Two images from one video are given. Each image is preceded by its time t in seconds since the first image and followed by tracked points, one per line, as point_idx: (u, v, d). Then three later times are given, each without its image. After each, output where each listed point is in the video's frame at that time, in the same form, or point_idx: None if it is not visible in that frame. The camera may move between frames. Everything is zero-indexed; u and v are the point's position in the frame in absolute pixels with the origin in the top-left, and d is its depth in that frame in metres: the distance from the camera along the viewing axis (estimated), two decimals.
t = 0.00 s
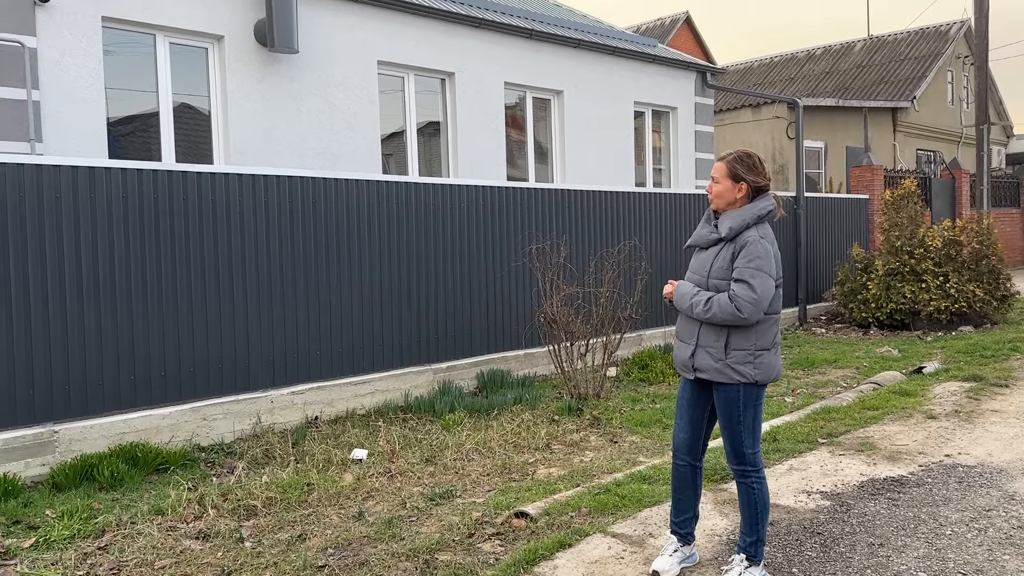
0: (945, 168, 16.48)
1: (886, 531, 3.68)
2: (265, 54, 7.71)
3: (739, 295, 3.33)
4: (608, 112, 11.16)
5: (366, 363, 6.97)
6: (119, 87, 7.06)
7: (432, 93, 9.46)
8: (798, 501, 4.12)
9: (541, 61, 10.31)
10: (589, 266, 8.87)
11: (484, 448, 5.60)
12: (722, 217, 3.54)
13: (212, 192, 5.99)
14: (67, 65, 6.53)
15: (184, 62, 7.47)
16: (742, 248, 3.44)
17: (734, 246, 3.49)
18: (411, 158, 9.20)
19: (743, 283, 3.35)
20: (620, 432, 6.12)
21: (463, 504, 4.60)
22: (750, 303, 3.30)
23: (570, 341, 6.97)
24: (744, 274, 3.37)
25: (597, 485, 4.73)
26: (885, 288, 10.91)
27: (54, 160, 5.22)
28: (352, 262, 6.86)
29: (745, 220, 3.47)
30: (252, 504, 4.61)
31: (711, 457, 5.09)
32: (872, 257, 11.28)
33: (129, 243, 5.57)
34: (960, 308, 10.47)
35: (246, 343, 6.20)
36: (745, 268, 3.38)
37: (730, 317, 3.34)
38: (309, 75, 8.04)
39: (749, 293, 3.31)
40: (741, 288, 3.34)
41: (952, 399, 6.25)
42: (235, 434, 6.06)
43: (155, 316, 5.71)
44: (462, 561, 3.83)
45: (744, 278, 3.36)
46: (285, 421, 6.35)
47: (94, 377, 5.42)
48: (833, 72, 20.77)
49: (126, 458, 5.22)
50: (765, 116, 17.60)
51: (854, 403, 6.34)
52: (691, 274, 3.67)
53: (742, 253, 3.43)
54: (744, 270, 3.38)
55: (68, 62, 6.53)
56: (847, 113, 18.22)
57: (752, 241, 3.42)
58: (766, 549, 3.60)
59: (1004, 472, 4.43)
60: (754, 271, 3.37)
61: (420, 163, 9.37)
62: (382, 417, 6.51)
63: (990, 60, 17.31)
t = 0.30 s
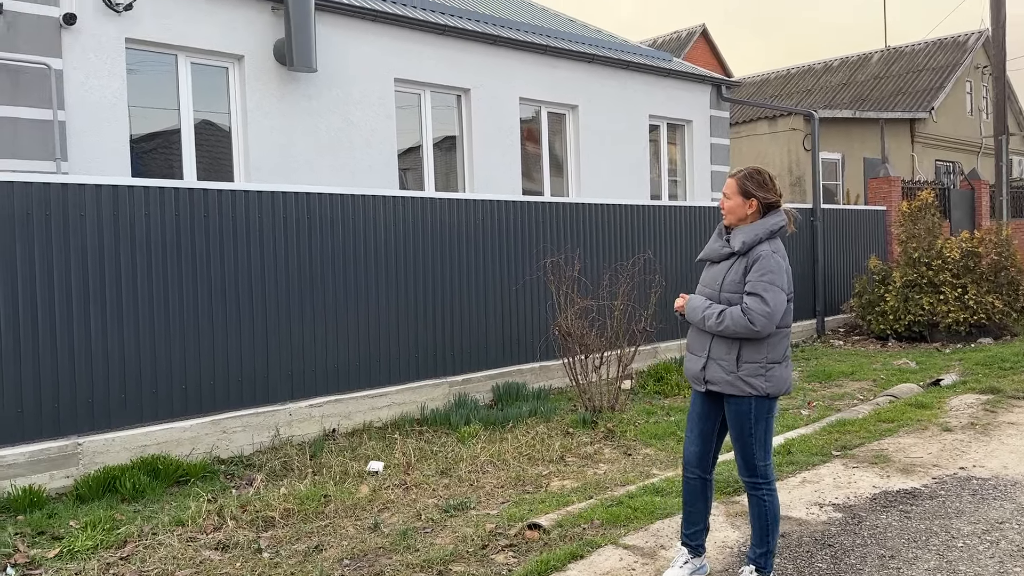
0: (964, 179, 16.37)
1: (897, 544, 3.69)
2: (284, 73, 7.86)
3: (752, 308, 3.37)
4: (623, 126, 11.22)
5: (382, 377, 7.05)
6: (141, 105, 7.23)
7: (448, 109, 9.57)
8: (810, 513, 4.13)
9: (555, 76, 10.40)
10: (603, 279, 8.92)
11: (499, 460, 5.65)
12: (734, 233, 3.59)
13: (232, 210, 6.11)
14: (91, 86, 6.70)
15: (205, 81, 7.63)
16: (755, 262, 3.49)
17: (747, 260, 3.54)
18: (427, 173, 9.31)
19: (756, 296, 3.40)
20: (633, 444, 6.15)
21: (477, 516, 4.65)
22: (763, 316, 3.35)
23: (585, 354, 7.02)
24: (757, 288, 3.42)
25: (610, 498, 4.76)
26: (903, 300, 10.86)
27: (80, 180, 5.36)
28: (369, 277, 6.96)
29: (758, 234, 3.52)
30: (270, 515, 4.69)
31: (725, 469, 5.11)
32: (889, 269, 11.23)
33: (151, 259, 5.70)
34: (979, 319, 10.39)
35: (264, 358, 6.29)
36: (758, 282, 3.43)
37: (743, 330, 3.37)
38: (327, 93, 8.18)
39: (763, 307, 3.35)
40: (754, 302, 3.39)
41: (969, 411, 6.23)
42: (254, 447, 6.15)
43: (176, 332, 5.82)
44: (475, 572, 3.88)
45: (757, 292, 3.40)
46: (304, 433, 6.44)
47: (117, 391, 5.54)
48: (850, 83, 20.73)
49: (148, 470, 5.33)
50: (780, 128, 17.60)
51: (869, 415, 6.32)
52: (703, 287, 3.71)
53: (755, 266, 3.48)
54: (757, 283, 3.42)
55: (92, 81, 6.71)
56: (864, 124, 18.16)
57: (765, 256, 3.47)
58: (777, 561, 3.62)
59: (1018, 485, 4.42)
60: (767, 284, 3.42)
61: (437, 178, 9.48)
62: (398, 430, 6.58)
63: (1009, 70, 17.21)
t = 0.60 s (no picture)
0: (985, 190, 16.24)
1: (905, 554, 3.70)
2: (304, 90, 8.02)
3: (762, 319, 3.41)
4: (639, 140, 11.29)
5: (398, 389, 7.14)
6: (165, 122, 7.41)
7: (465, 124, 9.70)
8: (819, 523, 4.15)
9: (571, 91, 10.50)
10: (618, 291, 8.98)
11: (512, 471, 5.71)
12: (742, 245, 3.63)
13: (251, 225, 6.25)
14: (116, 105, 6.90)
15: (227, 98, 7.81)
16: (764, 274, 3.53)
17: (756, 272, 3.58)
18: (443, 188, 9.43)
19: (766, 307, 3.45)
20: (646, 456, 6.18)
21: (489, 525, 4.71)
22: (773, 327, 3.39)
23: (599, 366, 7.06)
24: (767, 299, 3.46)
25: (620, 508, 4.81)
26: (922, 312, 10.83)
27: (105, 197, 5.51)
28: (385, 291, 7.06)
29: (768, 247, 3.57)
30: (287, 524, 4.77)
31: (736, 480, 5.13)
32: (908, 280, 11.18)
33: (172, 275, 5.84)
34: (999, 330, 10.30)
35: (282, 370, 6.40)
36: (767, 294, 3.48)
37: (753, 341, 3.42)
38: (345, 109, 8.32)
39: (773, 318, 3.40)
40: (764, 313, 3.43)
41: (984, 423, 6.19)
42: (272, 457, 6.26)
43: (196, 345, 5.94)
44: None
45: (767, 303, 3.45)
46: (322, 444, 6.54)
47: (138, 403, 5.67)
48: (869, 95, 20.67)
49: (169, 480, 5.44)
50: (798, 140, 17.58)
51: (884, 427, 6.31)
52: (711, 300, 3.74)
53: (764, 279, 3.53)
54: (767, 295, 3.47)
55: (117, 101, 6.91)
56: (883, 135, 18.09)
57: (774, 267, 3.52)
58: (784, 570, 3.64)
59: None
60: (776, 296, 3.46)
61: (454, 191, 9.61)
62: (414, 441, 6.67)
63: None
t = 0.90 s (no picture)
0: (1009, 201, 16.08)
1: (916, 565, 3.71)
2: (324, 107, 8.18)
3: (779, 329, 3.45)
4: (657, 152, 11.34)
5: (416, 400, 7.22)
6: (190, 139, 7.59)
7: (483, 138, 9.81)
8: (831, 534, 4.17)
9: (589, 104, 10.58)
10: (635, 304, 9.02)
11: (527, 482, 5.75)
12: (753, 259, 3.66)
13: (272, 239, 6.39)
14: (142, 122, 7.09)
15: (250, 115, 7.98)
16: (778, 286, 3.58)
17: (768, 284, 3.62)
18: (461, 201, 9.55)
19: (781, 318, 3.49)
20: (662, 467, 6.20)
21: (503, 535, 4.76)
22: (789, 337, 3.44)
23: (615, 378, 7.10)
24: (781, 310, 3.51)
25: (633, 519, 4.84)
26: (944, 324, 10.76)
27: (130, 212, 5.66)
28: (403, 303, 7.16)
29: (780, 260, 3.60)
30: (305, 532, 4.85)
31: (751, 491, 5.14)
32: (930, 292, 11.12)
33: (196, 287, 5.98)
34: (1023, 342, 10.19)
35: (302, 381, 6.51)
36: (782, 305, 3.52)
37: (768, 351, 3.45)
38: (365, 124, 8.47)
39: (789, 329, 3.44)
40: (779, 323, 3.47)
41: (1004, 436, 6.15)
42: (292, 467, 6.36)
43: (218, 355, 6.07)
44: None
45: (781, 314, 3.50)
46: (340, 454, 6.63)
47: (162, 412, 5.79)
48: (891, 106, 20.57)
49: (190, 488, 5.55)
50: (819, 151, 17.53)
51: (902, 439, 6.28)
52: (721, 312, 3.77)
53: (778, 291, 3.56)
54: (782, 306, 3.51)
55: (144, 119, 7.09)
56: (905, 147, 17.99)
57: (787, 280, 3.57)
58: None
59: None
60: (791, 307, 3.51)
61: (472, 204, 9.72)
62: (432, 451, 6.75)
63: None
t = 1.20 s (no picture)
0: None
1: None
2: (346, 122, 8.31)
3: (795, 342, 3.48)
4: (675, 165, 11.37)
5: (435, 411, 7.29)
6: (214, 154, 7.74)
7: (502, 152, 9.90)
8: (847, 546, 4.17)
9: (608, 118, 10.64)
10: (653, 316, 9.04)
11: (544, 493, 5.79)
12: (766, 272, 3.69)
13: (294, 252, 6.50)
14: (168, 138, 7.25)
15: (273, 130, 8.13)
16: (792, 298, 3.62)
17: (782, 297, 3.65)
18: (480, 214, 9.64)
19: (796, 331, 3.52)
20: (679, 480, 6.21)
21: (520, 545, 4.80)
22: (805, 350, 3.47)
23: (633, 390, 7.12)
24: (796, 322, 3.54)
25: (649, 530, 4.86)
26: (967, 336, 10.66)
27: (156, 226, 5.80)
28: (423, 315, 7.25)
29: (793, 272, 3.64)
30: (324, 541, 4.91)
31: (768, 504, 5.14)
32: (952, 305, 11.05)
33: (220, 299, 6.10)
34: None
35: (322, 392, 6.60)
36: (797, 317, 3.55)
37: (785, 363, 3.47)
38: (386, 139, 8.59)
39: (805, 341, 3.48)
40: (795, 336, 3.51)
41: None
42: (313, 477, 6.44)
43: (241, 366, 6.18)
44: None
45: (797, 326, 3.53)
46: (360, 464, 6.71)
47: (186, 422, 5.90)
48: (914, 117, 20.46)
49: (213, 498, 5.64)
50: (840, 163, 17.45)
51: (922, 453, 6.25)
52: (735, 325, 3.79)
53: (793, 303, 3.60)
54: (797, 319, 3.55)
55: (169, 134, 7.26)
56: (927, 158, 17.87)
57: (801, 292, 3.61)
58: None
59: None
60: (806, 319, 3.55)
61: (491, 217, 9.81)
62: (450, 463, 6.81)
63: None
